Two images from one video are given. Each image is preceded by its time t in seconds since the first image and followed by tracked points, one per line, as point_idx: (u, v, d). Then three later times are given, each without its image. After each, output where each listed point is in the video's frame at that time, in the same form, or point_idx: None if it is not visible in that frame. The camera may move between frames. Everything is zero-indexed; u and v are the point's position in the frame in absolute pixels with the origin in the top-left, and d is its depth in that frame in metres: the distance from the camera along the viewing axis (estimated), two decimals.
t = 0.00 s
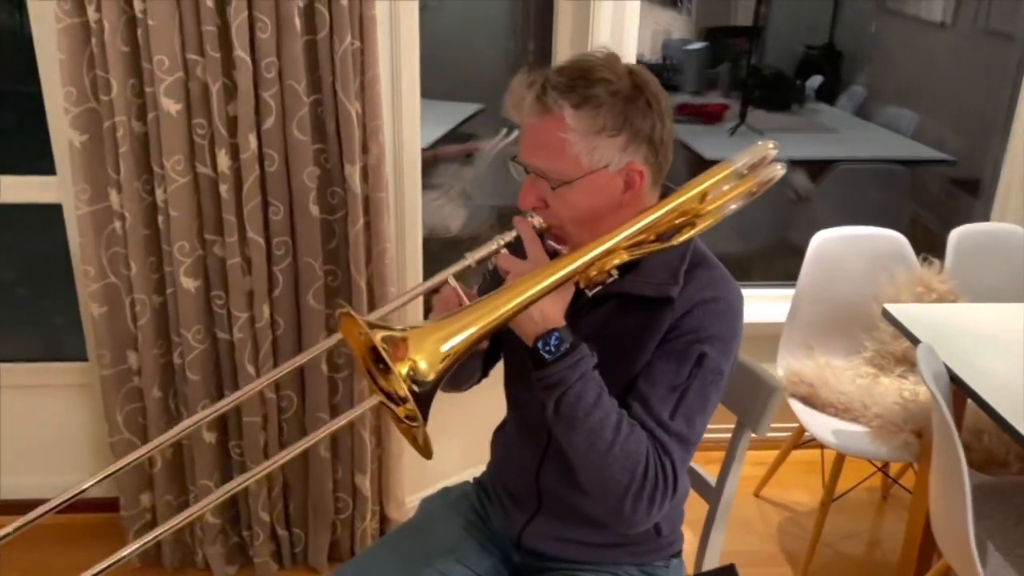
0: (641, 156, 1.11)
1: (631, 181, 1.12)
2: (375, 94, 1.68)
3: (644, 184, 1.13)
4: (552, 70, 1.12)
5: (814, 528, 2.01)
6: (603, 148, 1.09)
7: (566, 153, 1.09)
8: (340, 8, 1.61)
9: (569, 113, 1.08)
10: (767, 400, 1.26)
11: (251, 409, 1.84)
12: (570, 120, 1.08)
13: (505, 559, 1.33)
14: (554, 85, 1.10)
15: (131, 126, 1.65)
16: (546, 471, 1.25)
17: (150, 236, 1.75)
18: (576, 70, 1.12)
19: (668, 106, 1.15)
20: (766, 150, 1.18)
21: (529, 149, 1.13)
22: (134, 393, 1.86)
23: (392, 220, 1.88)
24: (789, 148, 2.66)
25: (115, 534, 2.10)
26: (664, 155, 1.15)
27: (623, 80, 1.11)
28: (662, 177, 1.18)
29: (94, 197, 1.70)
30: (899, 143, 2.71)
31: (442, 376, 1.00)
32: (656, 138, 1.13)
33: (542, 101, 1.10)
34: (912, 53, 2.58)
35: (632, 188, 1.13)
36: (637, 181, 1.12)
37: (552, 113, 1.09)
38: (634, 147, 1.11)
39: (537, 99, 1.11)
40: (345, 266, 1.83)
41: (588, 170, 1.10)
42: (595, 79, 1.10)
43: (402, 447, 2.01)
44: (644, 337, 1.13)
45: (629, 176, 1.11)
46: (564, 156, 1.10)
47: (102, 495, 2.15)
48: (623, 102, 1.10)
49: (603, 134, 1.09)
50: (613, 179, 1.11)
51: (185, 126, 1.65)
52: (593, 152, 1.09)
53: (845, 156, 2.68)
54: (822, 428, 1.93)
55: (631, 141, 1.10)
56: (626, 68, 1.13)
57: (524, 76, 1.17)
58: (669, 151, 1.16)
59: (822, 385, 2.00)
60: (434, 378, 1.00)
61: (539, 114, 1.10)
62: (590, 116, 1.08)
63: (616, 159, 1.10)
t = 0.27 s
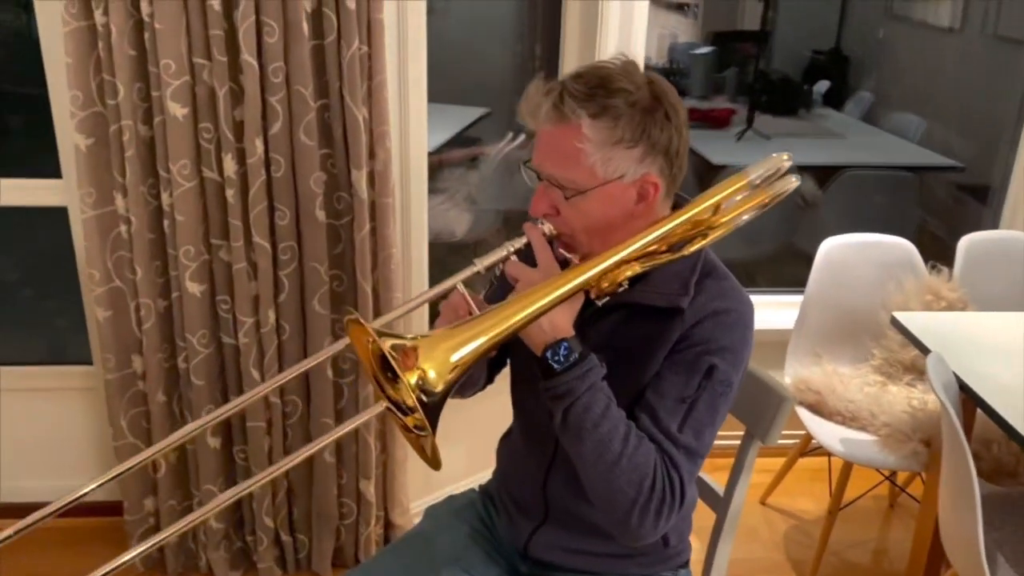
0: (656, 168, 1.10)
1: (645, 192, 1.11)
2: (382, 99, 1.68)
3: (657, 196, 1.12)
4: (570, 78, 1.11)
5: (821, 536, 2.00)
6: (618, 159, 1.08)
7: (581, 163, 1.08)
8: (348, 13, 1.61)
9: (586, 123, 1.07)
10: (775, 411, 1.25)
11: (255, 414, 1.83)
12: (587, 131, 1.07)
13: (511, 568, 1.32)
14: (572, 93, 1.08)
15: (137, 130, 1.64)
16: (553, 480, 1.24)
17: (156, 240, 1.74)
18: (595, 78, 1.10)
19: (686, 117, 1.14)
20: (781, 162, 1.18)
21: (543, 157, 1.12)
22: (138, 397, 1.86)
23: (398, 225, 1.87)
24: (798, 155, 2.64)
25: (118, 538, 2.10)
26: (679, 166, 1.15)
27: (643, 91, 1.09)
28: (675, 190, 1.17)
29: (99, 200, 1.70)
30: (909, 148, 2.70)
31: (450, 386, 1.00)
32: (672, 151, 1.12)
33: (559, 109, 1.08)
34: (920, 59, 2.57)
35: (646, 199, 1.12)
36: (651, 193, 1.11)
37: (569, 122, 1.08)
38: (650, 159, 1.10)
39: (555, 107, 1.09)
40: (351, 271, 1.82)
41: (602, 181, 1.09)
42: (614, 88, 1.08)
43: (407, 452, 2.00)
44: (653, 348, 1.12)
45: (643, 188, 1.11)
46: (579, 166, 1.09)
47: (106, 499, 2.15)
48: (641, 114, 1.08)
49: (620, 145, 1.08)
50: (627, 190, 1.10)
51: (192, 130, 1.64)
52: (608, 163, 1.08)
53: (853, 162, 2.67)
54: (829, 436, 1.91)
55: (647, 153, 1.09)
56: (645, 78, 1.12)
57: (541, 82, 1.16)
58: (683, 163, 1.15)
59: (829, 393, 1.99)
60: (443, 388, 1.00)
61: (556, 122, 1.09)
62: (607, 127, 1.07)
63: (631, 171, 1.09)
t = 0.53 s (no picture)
0: (664, 175, 1.09)
1: (654, 200, 1.10)
2: (389, 99, 1.67)
3: (665, 204, 1.11)
4: (577, 84, 1.08)
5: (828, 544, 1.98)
6: (626, 168, 1.06)
7: (588, 172, 1.06)
8: (354, 13, 1.59)
9: (592, 133, 1.05)
10: (785, 419, 1.24)
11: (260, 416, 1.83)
12: (593, 140, 1.05)
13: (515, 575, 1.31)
14: (578, 100, 1.06)
15: (142, 129, 1.63)
16: (560, 487, 1.23)
17: (160, 240, 1.73)
18: (601, 83, 1.07)
19: (694, 121, 1.12)
20: (795, 167, 1.15)
21: (550, 165, 1.10)
22: (140, 398, 1.85)
23: (403, 227, 1.86)
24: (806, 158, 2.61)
25: (119, 539, 2.09)
26: (688, 172, 1.13)
27: (650, 97, 1.07)
28: (685, 194, 1.15)
29: (104, 200, 1.69)
30: (919, 152, 2.68)
31: (453, 403, 1.00)
32: (681, 157, 1.10)
33: (564, 118, 1.06)
34: (931, 63, 2.54)
35: (655, 207, 1.10)
36: (660, 201, 1.10)
37: (574, 131, 1.06)
38: (659, 166, 1.08)
39: (560, 114, 1.07)
40: (356, 272, 1.81)
41: (610, 190, 1.07)
42: (621, 95, 1.06)
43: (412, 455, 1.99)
44: (664, 357, 1.11)
45: (651, 196, 1.09)
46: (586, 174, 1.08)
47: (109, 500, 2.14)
48: (649, 121, 1.06)
49: (627, 154, 1.06)
50: (635, 199, 1.09)
51: (197, 130, 1.63)
52: (616, 172, 1.06)
53: (862, 165, 2.64)
54: (839, 443, 1.90)
55: (655, 161, 1.07)
56: (653, 82, 1.09)
57: (547, 87, 1.14)
58: (693, 168, 1.13)
59: (837, 399, 1.97)
60: (446, 405, 0.99)
61: (561, 130, 1.07)
62: (614, 136, 1.05)
63: (639, 179, 1.07)
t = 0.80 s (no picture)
0: (665, 180, 1.07)
1: (654, 206, 1.08)
2: (391, 96, 1.65)
3: (666, 209, 1.09)
4: (577, 84, 1.07)
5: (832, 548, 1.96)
6: (626, 173, 1.04)
7: (587, 176, 1.04)
8: (358, 10, 1.58)
9: (592, 135, 1.03)
10: (791, 423, 1.22)
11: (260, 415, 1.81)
12: (593, 143, 1.03)
13: None
14: (578, 102, 1.04)
15: (142, 126, 1.62)
16: (559, 494, 1.21)
17: (159, 238, 1.72)
18: (602, 85, 1.06)
19: (695, 125, 1.10)
20: (799, 174, 1.14)
21: (547, 167, 1.08)
22: (139, 397, 1.83)
23: (405, 226, 1.85)
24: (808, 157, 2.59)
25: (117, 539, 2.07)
26: (688, 177, 1.11)
27: (652, 99, 1.05)
28: (686, 198, 1.14)
29: (103, 197, 1.67)
30: (922, 152, 2.67)
31: (443, 418, 0.97)
32: (683, 161, 1.09)
33: (564, 120, 1.04)
34: (938, 65, 2.52)
35: (655, 212, 1.08)
36: (661, 206, 1.08)
37: (574, 133, 1.04)
38: (660, 171, 1.06)
39: (560, 115, 1.05)
40: (357, 272, 1.79)
41: (609, 195, 1.05)
42: (623, 97, 1.04)
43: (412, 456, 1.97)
44: (661, 366, 1.08)
45: (651, 201, 1.07)
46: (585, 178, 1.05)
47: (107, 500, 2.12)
48: (650, 123, 1.04)
49: (628, 157, 1.04)
50: (635, 204, 1.07)
51: (197, 127, 1.61)
52: (616, 176, 1.04)
53: (867, 166, 2.62)
54: (844, 446, 1.88)
55: (656, 165, 1.05)
56: (654, 85, 1.08)
57: (545, 90, 1.12)
58: (693, 172, 1.12)
59: (842, 402, 1.95)
60: (435, 420, 0.96)
61: (561, 133, 1.05)
62: (615, 139, 1.03)
63: (640, 183, 1.05)
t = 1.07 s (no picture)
0: (677, 181, 1.05)
1: (664, 207, 1.07)
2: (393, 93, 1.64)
3: (676, 211, 1.08)
4: (587, 83, 1.05)
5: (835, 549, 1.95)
6: (637, 174, 1.02)
7: (597, 178, 1.03)
8: (359, 5, 1.56)
9: (603, 136, 1.01)
10: (798, 422, 1.21)
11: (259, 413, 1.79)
12: (604, 144, 1.01)
13: None
14: (589, 102, 1.02)
15: (142, 122, 1.60)
16: (562, 496, 1.20)
17: (158, 235, 1.70)
18: (613, 83, 1.03)
19: (709, 125, 1.09)
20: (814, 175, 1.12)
21: (556, 167, 1.06)
22: (137, 396, 1.82)
23: (406, 224, 1.83)
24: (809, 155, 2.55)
25: (115, 538, 2.06)
26: (700, 178, 1.10)
27: (664, 99, 1.03)
28: (696, 198, 1.13)
29: (102, 193, 1.65)
30: (925, 153, 2.66)
31: (443, 426, 0.97)
32: (694, 162, 1.07)
33: (574, 120, 1.03)
34: (941, 64, 2.51)
35: (665, 214, 1.07)
36: (671, 208, 1.07)
37: (584, 133, 1.02)
38: (671, 172, 1.04)
39: (570, 114, 1.03)
40: (358, 270, 1.78)
41: (619, 197, 1.03)
42: (634, 96, 1.02)
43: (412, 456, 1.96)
44: (669, 371, 1.07)
45: (662, 203, 1.06)
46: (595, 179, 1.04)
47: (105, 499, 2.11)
48: (662, 124, 1.02)
49: (639, 159, 1.02)
50: (645, 205, 1.06)
51: (197, 123, 1.60)
52: (627, 178, 1.02)
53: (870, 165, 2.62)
54: (847, 446, 1.86)
55: (667, 166, 1.04)
56: (667, 84, 1.06)
57: (555, 87, 1.10)
58: (706, 173, 1.10)
59: (846, 402, 1.94)
60: (435, 428, 0.96)
61: (571, 132, 1.03)
62: (627, 141, 1.01)
63: (651, 185, 1.03)
